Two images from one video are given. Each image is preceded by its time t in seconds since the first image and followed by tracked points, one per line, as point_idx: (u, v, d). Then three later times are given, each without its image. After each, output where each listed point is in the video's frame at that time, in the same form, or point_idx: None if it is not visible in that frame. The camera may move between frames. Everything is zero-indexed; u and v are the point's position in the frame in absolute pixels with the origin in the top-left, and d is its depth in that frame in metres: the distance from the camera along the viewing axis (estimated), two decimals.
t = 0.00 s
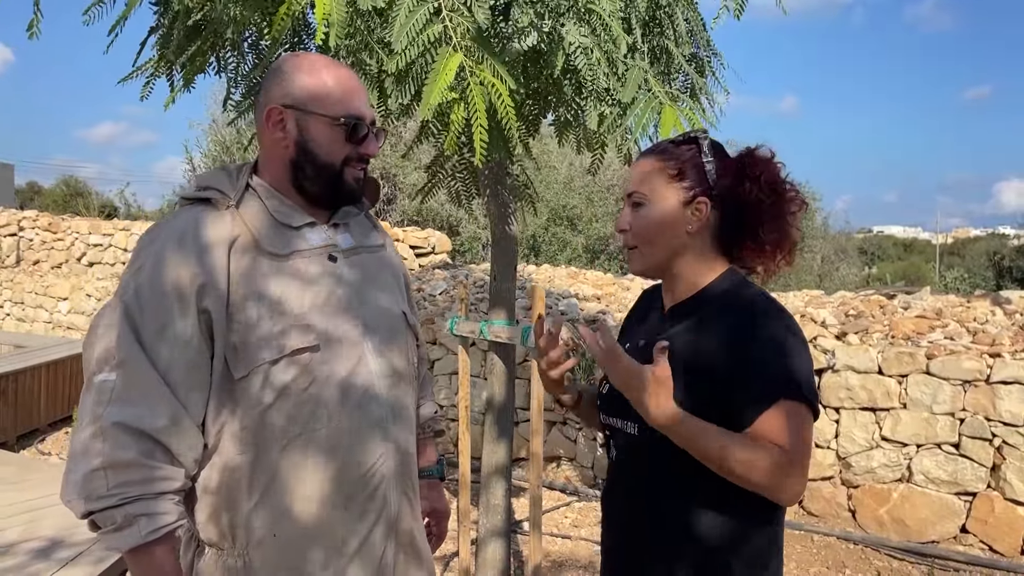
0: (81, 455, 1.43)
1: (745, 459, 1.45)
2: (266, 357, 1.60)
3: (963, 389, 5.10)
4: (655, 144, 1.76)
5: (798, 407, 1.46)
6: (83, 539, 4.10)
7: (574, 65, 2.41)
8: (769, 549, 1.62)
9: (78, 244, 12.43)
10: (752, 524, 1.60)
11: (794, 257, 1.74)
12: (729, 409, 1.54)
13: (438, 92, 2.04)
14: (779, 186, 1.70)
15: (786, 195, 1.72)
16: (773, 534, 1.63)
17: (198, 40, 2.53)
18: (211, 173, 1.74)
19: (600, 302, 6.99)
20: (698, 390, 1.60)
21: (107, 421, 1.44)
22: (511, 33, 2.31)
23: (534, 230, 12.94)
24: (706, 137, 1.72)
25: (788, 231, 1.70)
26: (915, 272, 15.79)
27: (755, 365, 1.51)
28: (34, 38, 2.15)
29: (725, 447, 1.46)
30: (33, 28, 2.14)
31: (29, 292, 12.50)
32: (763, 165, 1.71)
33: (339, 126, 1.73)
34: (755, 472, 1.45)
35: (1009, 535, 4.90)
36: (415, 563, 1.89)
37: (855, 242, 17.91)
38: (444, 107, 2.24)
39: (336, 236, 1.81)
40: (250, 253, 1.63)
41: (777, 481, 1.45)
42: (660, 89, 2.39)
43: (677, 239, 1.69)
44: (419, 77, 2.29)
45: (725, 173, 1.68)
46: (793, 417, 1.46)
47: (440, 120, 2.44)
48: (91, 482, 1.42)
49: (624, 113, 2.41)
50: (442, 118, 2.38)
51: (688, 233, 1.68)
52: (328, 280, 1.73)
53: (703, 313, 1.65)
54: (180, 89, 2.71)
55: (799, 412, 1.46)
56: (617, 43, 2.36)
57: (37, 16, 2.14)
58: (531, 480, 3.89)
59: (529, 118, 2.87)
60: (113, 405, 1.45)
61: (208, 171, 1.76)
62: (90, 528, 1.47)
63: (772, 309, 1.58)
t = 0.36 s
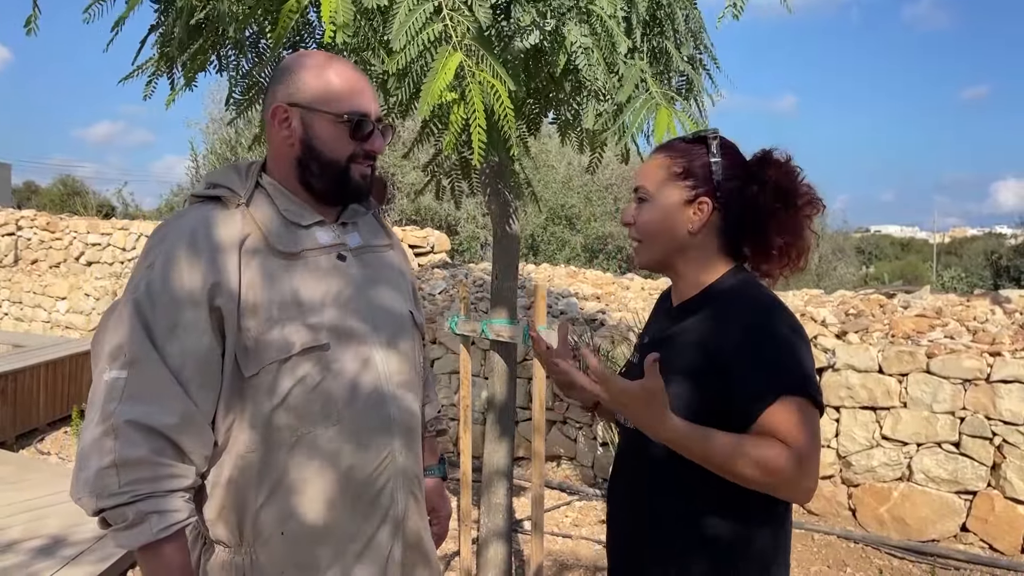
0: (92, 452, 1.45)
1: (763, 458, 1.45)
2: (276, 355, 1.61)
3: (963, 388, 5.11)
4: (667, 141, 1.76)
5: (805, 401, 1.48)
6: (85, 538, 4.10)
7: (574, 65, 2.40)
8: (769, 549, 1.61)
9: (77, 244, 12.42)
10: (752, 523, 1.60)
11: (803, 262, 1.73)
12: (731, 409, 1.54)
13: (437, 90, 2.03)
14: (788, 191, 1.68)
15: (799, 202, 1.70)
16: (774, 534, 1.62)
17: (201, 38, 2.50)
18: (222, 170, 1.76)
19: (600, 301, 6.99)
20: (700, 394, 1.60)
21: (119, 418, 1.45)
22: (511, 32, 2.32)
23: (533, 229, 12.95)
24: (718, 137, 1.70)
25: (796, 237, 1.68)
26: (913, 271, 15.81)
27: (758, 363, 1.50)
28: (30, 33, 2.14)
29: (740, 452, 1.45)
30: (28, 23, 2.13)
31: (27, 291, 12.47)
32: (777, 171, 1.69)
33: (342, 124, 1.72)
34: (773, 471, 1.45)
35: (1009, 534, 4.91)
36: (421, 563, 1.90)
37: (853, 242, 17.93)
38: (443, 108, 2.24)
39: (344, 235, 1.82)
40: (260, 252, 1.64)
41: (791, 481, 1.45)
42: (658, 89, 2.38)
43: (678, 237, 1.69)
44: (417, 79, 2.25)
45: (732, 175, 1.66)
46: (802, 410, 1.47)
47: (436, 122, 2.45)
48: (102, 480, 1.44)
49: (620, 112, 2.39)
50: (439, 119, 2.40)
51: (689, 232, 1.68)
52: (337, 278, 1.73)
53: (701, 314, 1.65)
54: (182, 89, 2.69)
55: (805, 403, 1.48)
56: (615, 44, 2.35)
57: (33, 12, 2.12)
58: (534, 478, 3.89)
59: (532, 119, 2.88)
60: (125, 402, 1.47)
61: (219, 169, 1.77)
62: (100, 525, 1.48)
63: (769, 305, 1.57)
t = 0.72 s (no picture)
0: (104, 452, 1.45)
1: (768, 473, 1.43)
2: (286, 355, 1.61)
3: (965, 387, 5.12)
4: (678, 141, 1.77)
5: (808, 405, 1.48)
6: (88, 537, 4.10)
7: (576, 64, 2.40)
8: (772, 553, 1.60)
9: (76, 243, 12.41)
10: (754, 526, 1.59)
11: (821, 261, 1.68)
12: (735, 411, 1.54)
13: (437, 89, 2.04)
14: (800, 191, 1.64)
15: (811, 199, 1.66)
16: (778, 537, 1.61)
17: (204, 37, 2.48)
18: (230, 170, 1.75)
19: (601, 300, 7.00)
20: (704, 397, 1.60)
21: (131, 418, 1.45)
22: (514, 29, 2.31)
23: (532, 229, 12.96)
24: (725, 134, 1.69)
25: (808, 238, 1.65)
26: (911, 270, 15.84)
27: (760, 366, 1.50)
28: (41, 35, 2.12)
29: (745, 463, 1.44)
30: (40, 25, 2.11)
31: (25, 290, 12.44)
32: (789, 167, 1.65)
33: (352, 123, 1.72)
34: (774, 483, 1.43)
35: (1011, 533, 4.91)
36: (431, 563, 1.90)
37: (851, 241, 17.96)
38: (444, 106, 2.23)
39: (353, 234, 1.82)
40: (270, 252, 1.64)
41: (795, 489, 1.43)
42: (663, 85, 2.38)
43: (685, 236, 1.70)
44: (421, 75, 2.24)
45: (738, 173, 1.64)
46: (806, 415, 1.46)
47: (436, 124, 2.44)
48: (114, 479, 1.43)
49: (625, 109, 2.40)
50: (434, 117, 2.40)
51: (695, 231, 1.69)
52: (347, 278, 1.73)
53: (706, 316, 1.66)
54: (184, 87, 2.67)
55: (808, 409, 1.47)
56: (619, 42, 2.34)
57: (44, 15, 2.11)
58: (538, 478, 3.88)
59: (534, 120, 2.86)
60: (136, 402, 1.46)
61: (228, 169, 1.77)
62: (111, 524, 1.48)
63: (773, 305, 1.57)
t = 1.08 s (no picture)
0: (112, 452, 1.45)
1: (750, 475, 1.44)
2: (294, 354, 1.61)
3: (966, 386, 5.13)
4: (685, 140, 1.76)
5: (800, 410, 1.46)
6: (90, 537, 4.09)
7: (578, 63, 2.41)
8: (765, 555, 1.61)
9: (75, 242, 12.41)
10: (747, 528, 1.60)
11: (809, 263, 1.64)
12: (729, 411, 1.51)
13: (432, 89, 2.07)
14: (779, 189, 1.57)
15: (795, 199, 1.59)
16: (773, 539, 1.61)
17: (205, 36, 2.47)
18: (236, 168, 1.74)
19: (602, 299, 7.00)
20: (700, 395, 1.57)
21: (138, 418, 1.45)
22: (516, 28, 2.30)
23: (532, 228, 12.96)
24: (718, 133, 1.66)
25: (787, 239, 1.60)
26: (909, 269, 15.86)
27: (758, 364, 1.47)
28: (32, 29, 2.11)
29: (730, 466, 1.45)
30: (31, 19, 2.11)
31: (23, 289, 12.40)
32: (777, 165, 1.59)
33: (363, 123, 1.72)
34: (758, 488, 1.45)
35: (1012, 532, 4.91)
36: (438, 563, 1.90)
37: (849, 240, 17.97)
38: (443, 103, 2.22)
39: (359, 233, 1.82)
40: (278, 251, 1.64)
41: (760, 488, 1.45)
42: (663, 83, 2.40)
43: (678, 236, 1.73)
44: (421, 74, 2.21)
45: (722, 169, 1.61)
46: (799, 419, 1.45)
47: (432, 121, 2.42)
48: (122, 480, 1.43)
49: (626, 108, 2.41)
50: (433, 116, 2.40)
51: (683, 231, 1.70)
52: (354, 277, 1.73)
53: (706, 316, 1.64)
54: (185, 86, 2.66)
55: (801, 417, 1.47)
56: (620, 40, 2.35)
57: (36, 9, 2.11)
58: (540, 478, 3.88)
59: (535, 120, 2.84)
60: (144, 403, 1.46)
61: (233, 167, 1.76)
62: (119, 525, 1.48)
63: (774, 309, 1.56)
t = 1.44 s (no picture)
0: (108, 452, 1.45)
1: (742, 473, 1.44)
2: (291, 354, 1.61)
3: (964, 385, 5.13)
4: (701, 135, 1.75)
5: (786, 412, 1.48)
6: (89, 537, 4.10)
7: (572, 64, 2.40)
8: (755, 552, 1.61)
9: (74, 242, 12.42)
10: (734, 524, 1.61)
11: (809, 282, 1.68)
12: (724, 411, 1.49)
13: (419, 85, 2.06)
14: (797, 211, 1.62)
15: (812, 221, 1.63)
16: (761, 534, 1.62)
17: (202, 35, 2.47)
18: (233, 168, 1.74)
19: (601, 299, 7.00)
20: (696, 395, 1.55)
21: (134, 418, 1.45)
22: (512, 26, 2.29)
23: (530, 227, 12.98)
24: (742, 139, 1.66)
25: (798, 258, 1.63)
26: (908, 268, 15.88)
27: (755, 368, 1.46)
28: (31, 29, 2.11)
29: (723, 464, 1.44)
30: (28, 20, 2.11)
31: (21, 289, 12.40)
32: (795, 183, 1.63)
33: (369, 124, 1.73)
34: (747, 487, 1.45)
35: (1010, 531, 4.92)
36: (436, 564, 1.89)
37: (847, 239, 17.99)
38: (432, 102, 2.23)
39: (356, 233, 1.82)
40: (275, 250, 1.64)
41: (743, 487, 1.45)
42: (657, 85, 2.37)
43: (679, 231, 1.72)
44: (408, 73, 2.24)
45: (743, 176, 1.62)
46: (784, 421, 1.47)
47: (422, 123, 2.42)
48: (118, 480, 1.43)
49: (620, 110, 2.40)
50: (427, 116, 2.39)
51: (689, 228, 1.70)
52: (352, 277, 1.73)
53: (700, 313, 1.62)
54: (183, 85, 2.66)
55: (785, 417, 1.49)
56: (616, 44, 2.30)
57: (34, 9, 2.10)
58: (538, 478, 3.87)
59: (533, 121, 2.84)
60: (141, 402, 1.46)
61: (230, 166, 1.76)
62: (115, 526, 1.48)
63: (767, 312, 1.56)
